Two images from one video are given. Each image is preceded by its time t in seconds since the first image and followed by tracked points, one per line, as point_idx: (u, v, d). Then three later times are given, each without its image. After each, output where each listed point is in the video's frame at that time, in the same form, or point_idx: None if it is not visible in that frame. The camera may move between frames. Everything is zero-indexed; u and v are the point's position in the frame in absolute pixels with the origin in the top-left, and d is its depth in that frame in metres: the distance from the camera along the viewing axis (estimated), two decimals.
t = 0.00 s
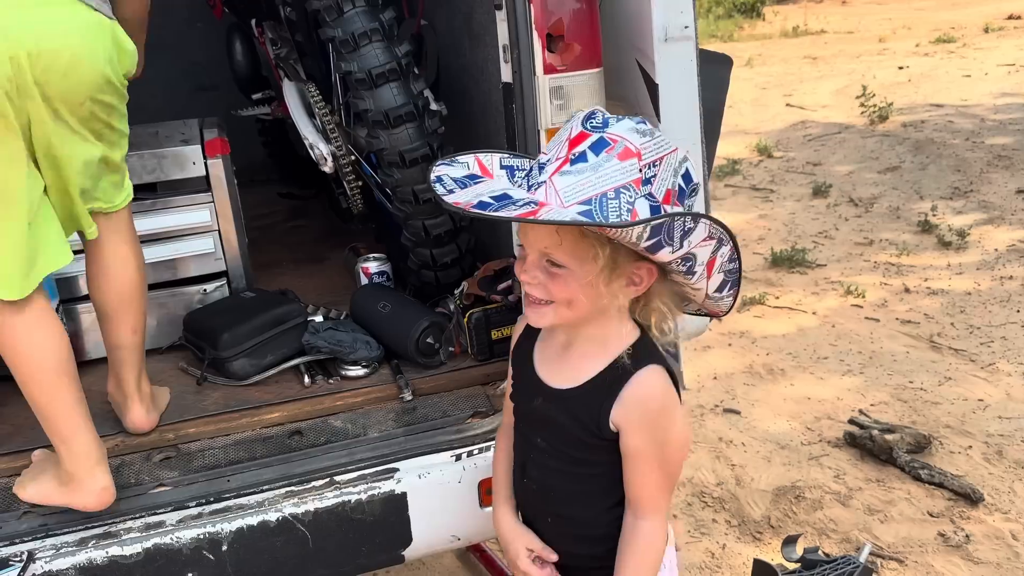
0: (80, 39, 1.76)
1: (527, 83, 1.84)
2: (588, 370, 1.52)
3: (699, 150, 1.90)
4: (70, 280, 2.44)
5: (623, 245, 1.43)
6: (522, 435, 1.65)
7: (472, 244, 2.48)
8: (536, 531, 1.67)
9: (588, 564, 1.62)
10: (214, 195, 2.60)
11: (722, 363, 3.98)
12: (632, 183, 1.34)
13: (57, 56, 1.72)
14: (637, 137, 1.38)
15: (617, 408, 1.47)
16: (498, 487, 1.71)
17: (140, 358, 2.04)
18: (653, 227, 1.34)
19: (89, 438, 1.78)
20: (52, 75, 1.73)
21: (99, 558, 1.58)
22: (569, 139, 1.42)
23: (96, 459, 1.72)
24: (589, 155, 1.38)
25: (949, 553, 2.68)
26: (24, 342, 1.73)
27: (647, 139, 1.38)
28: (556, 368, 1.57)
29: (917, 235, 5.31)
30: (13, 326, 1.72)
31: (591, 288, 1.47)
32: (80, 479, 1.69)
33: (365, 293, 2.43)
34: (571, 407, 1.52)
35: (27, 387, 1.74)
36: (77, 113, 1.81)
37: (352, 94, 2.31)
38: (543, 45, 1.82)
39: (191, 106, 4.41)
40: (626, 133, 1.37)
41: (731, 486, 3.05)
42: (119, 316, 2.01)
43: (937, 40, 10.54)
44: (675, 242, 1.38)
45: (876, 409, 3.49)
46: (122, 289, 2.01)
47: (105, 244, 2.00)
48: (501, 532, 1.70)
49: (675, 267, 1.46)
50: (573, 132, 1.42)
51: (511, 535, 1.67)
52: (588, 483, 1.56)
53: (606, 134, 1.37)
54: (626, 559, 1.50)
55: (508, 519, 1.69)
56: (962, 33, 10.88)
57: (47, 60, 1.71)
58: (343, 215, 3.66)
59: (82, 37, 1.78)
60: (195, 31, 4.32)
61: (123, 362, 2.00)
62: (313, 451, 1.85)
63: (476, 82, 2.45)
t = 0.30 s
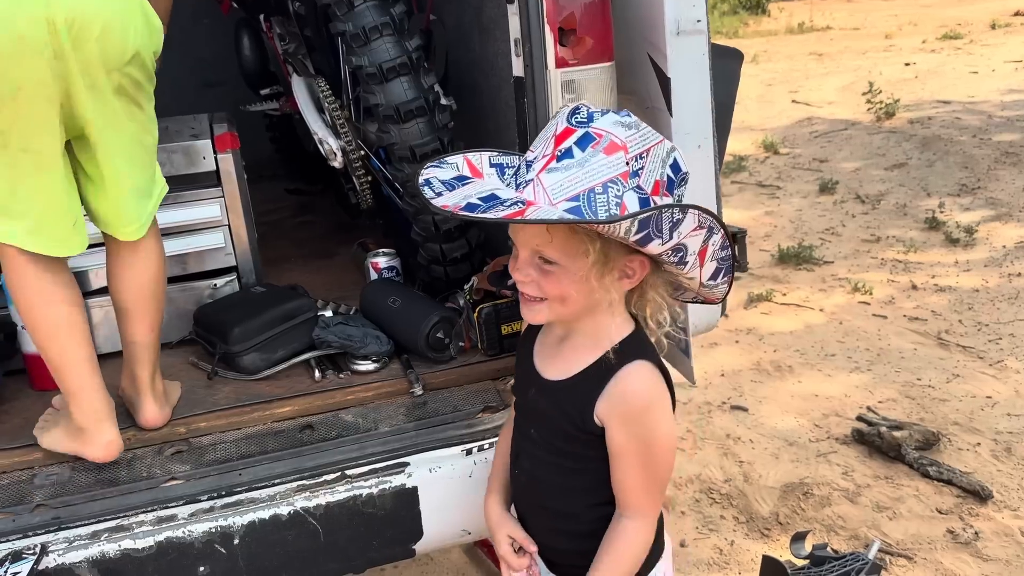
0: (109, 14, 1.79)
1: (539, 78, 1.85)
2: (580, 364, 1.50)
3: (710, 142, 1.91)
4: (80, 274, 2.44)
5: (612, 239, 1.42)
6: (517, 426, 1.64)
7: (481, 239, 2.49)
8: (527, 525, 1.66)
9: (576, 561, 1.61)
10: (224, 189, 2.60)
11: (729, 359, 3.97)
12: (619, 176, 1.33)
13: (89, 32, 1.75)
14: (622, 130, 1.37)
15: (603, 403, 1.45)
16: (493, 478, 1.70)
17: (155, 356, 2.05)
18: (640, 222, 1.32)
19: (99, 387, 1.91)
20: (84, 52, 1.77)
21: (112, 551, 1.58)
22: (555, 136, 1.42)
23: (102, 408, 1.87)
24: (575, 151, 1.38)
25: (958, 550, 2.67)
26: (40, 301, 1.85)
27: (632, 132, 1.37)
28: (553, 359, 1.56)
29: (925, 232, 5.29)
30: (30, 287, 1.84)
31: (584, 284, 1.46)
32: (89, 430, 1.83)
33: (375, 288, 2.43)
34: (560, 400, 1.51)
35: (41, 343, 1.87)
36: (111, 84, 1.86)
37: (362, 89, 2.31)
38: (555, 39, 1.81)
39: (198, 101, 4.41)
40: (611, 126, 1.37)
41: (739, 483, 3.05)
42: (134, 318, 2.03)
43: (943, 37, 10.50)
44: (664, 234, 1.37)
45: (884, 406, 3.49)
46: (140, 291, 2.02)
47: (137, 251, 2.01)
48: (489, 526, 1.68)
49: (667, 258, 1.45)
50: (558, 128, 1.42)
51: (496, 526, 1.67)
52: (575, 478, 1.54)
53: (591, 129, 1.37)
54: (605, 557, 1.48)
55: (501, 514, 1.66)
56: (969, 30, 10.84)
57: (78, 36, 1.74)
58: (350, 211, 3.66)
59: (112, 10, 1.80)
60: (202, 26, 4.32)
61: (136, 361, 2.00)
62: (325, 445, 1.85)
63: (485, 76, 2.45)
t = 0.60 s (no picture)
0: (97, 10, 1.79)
1: (546, 72, 1.84)
2: (607, 356, 1.50)
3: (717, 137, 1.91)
4: (85, 270, 2.44)
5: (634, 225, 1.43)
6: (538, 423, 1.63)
7: (487, 234, 2.49)
8: (550, 524, 1.64)
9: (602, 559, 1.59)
10: (230, 185, 2.60)
11: (734, 356, 3.97)
12: (636, 163, 1.33)
13: (77, 29, 1.76)
14: (634, 116, 1.38)
15: (633, 396, 1.44)
16: (515, 477, 1.70)
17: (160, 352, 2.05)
18: (666, 204, 1.34)
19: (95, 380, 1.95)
20: (74, 49, 1.77)
21: (120, 547, 1.59)
22: (565, 128, 1.41)
23: (96, 400, 1.90)
24: (588, 141, 1.37)
25: (965, 546, 2.67)
26: (38, 297, 1.89)
27: (643, 119, 1.38)
28: (575, 352, 1.55)
29: (930, 228, 5.28)
30: (30, 284, 1.88)
31: (606, 275, 1.46)
32: (84, 422, 1.88)
33: (381, 284, 2.43)
34: (587, 394, 1.50)
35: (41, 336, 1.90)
36: (103, 82, 1.86)
37: (368, 84, 2.31)
38: (562, 34, 1.81)
39: (203, 98, 4.41)
40: (623, 114, 1.37)
41: (745, 479, 3.04)
42: (136, 318, 2.03)
43: (948, 33, 10.46)
44: (688, 217, 1.39)
45: (890, 402, 3.48)
46: (140, 293, 2.01)
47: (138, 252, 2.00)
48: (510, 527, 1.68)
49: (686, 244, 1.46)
50: (568, 120, 1.41)
51: (516, 527, 1.66)
52: (603, 474, 1.52)
53: (604, 117, 1.37)
54: (640, 550, 1.48)
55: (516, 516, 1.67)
56: (974, 25, 10.79)
57: (67, 33, 1.75)
58: (355, 207, 3.66)
59: (102, 7, 1.81)
60: (207, 23, 4.32)
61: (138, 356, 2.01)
62: (332, 440, 1.86)
63: (491, 72, 2.46)
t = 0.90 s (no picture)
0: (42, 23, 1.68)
1: (545, 66, 1.83)
2: (631, 348, 1.48)
3: (717, 132, 1.90)
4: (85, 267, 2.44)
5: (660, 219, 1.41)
6: (554, 419, 1.61)
7: (487, 230, 2.49)
8: (568, 518, 1.63)
9: (620, 554, 1.58)
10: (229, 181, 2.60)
11: (735, 352, 3.96)
12: (661, 156, 1.32)
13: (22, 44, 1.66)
14: (659, 110, 1.37)
15: (659, 389, 1.43)
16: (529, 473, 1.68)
17: (154, 348, 2.03)
18: (698, 197, 1.32)
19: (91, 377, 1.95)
20: (9, 68, 1.66)
21: (119, 543, 1.58)
22: (588, 120, 1.39)
23: (91, 397, 1.89)
24: (612, 133, 1.36)
25: (965, 541, 2.66)
26: (28, 296, 1.89)
27: (668, 112, 1.37)
28: (594, 347, 1.53)
29: (932, 224, 5.27)
30: (18, 284, 1.88)
31: (630, 268, 1.44)
32: (81, 418, 1.88)
33: (380, 280, 2.42)
34: (609, 388, 1.48)
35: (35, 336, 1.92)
36: (51, 97, 1.76)
37: (367, 80, 2.30)
38: (561, 28, 1.81)
39: (203, 94, 4.41)
40: (648, 107, 1.36)
41: (745, 475, 3.04)
42: (127, 315, 2.01)
43: (950, 29, 10.44)
44: (716, 210, 1.37)
45: (891, 398, 3.47)
46: (128, 292, 2.00)
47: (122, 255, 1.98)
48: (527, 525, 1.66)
49: (710, 238, 1.45)
50: (591, 112, 1.40)
51: (534, 524, 1.65)
52: (625, 469, 1.51)
53: (628, 110, 1.35)
54: (662, 543, 1.48)
55: (533, 513, 1.66)
56: (976, 21, 10.77)
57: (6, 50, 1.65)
58: (356, 204, 3.66)
59: (37, 23, 1.67)
60: (207, 19, 4.31)
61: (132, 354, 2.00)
62: (332, 436, 1.86)
63: (490, 67, 2.45)
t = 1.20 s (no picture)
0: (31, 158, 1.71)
1: (543, 62, 1.83)
2: (638, 342, 1.48)
3: (716, 129, 1.89)
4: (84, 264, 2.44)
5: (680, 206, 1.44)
6: (558, 421, 1.58)
7: (485, 227, 2.48)
8: (582, 512, 1.61)
9: (639, 542, 1.58)
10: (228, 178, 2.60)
11: (735, 349, 3.96)
12: (674, 146, 1.38)
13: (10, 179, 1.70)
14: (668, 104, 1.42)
15: (672, 376, 1.44)
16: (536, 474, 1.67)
17: (152, 352, 1.97)
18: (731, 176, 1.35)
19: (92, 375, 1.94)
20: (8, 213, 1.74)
21: (118, 539, 1.58)
22: (600, 108, 1.41)
23: (86, 397, 1.89)
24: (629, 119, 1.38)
25: (964, 537, 2.66)
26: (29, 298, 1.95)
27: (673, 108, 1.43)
28: (598, 343, 1.52)
29: (931, 221, 5.27)
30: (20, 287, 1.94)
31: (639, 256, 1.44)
32: (79, 416, 1.88)
33: (378, 278, 2.42)
34: (623, 380, 1.47)
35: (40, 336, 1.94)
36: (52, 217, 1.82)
37: (365, 76, 2.30)
38: (559, 24, 1.81)
39: (202, 92, 4.40)
40: (661, 96, 1.41)
41: (744, 472, 3.04)
42: (124, 319, 1.96)
43: (949, 25, 10.43)
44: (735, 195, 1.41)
45: (890, 395, 3.47)
46: (129, 297, 1.95)
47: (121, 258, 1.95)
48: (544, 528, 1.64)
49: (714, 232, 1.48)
50: (602, 101, 1.41)
51: (550, 526, 1.63)
52: (638, 459, 1.52)
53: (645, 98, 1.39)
54: (683, 526, 1.50)
55: (548, 514, 1.63)
56: (975, 18, 10.75)
57: None
58: (355, 201, 3.65)
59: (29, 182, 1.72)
60: (205, 17, 4.31)
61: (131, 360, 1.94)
62: (330, 433, 1.86)
63: (488, 64, 2.45)
